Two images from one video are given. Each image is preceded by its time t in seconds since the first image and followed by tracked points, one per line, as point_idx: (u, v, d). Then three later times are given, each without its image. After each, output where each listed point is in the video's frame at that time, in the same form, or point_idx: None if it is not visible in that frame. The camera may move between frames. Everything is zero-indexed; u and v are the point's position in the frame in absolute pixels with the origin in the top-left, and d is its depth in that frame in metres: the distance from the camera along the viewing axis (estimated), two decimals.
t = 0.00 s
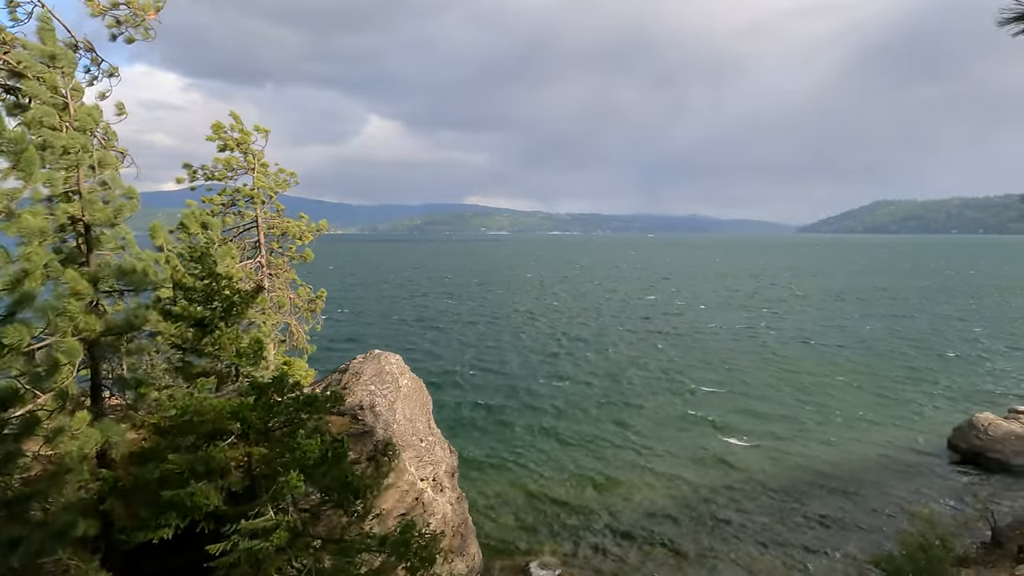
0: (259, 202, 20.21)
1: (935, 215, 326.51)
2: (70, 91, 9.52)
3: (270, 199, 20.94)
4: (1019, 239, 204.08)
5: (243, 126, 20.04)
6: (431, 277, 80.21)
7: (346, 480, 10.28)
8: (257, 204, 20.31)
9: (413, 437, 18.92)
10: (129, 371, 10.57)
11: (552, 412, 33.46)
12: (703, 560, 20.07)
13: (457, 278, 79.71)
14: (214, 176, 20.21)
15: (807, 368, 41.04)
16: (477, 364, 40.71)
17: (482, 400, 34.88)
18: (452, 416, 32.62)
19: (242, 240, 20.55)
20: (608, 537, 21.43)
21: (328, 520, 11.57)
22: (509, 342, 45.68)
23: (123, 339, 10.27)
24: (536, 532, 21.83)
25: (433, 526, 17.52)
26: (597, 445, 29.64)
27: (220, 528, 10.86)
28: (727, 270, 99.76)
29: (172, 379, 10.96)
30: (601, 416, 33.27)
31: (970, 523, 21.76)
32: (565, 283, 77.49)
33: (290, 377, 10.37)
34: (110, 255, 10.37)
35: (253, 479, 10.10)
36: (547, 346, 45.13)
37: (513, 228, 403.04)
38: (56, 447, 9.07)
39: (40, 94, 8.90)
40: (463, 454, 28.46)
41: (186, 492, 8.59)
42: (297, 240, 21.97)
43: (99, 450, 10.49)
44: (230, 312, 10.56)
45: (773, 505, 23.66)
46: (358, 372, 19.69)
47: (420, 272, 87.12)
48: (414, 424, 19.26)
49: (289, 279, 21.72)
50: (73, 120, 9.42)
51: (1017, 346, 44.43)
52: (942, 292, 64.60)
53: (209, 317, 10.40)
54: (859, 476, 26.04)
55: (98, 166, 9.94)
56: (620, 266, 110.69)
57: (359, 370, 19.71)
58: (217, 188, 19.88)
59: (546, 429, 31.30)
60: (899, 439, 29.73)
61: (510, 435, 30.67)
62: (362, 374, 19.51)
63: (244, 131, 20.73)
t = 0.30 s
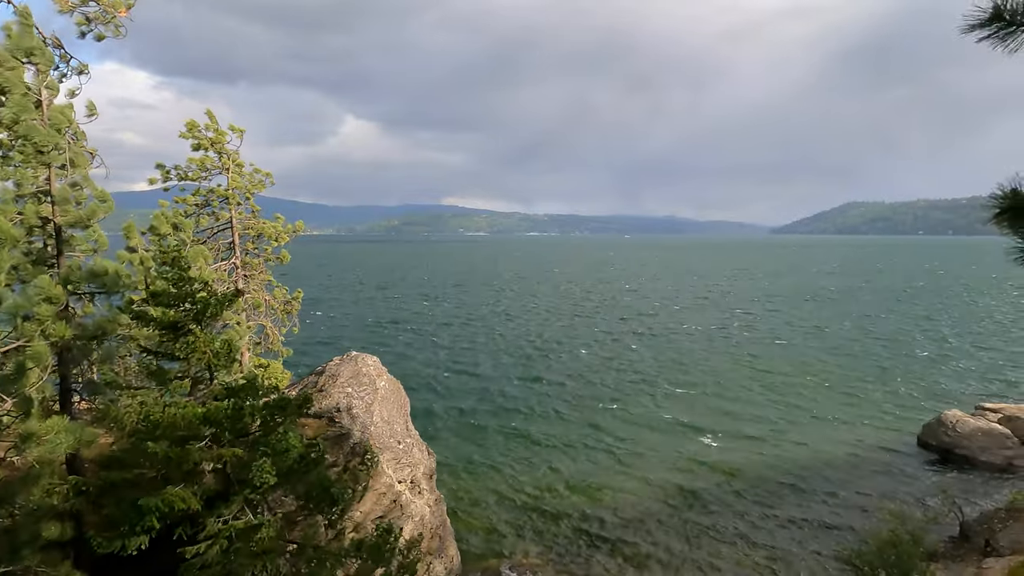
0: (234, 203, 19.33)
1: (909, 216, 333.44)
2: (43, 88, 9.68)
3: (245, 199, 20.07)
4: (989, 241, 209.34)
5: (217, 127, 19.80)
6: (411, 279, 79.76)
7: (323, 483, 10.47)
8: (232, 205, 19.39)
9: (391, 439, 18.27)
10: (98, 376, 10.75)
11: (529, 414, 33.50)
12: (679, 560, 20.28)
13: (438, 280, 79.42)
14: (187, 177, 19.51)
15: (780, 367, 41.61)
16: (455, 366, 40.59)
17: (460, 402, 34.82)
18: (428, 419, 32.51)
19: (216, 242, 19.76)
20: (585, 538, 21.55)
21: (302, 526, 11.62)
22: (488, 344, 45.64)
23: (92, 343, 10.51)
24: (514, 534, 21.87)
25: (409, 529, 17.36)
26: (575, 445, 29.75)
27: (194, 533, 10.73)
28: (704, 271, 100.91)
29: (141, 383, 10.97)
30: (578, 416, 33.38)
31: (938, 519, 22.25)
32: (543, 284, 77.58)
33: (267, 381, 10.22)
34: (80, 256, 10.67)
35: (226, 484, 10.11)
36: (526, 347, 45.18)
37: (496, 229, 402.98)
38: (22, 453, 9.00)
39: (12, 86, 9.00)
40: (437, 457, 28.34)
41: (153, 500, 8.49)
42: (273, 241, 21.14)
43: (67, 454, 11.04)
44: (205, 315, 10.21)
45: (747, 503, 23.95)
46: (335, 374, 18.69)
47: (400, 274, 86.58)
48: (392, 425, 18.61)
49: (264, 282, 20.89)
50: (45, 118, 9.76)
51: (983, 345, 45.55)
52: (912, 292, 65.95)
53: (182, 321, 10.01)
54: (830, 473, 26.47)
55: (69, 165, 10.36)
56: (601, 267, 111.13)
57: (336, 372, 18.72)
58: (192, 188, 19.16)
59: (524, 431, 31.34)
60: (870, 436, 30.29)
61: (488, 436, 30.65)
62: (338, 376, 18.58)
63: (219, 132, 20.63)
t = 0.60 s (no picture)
0: (207, 203, 18.49)
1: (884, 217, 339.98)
2: (15, 88, 9.93)
3: (218, 200, 19.29)
4: (960, 242, 214.46)
5: (189, 126, 19.07)
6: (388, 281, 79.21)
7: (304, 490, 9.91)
8: (205, 205, 18.58)
9: (367, 441, 17.82)
10: (66, 380, 11.02)
11: (506, 416, 33.51)
12: (658, 557, 20.45)
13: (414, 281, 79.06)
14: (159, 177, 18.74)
15: (754, 367, 42.17)
16: (432, 368, 40.48)
17: (436, 404, 34.73)
18: (404, 422, 32.37)
19: (188, 243, 18.93)
20: (564, 538, 21.64)
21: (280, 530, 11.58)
22: (466, 346, 45.58)
23: (62, 346, 10.84)
24: (492, 535, 21.89)
25: (387, 533, 16.63)
26: (552, 447, 29.83)
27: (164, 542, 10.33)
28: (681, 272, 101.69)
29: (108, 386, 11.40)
30: (555, 418, 33.48)
31: (907, 513, 22.75)
32: (521, 285, 77.67)
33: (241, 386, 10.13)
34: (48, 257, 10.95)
35: (202, 488, 9.82)
36: (504, 349, 45.18)
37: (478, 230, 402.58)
38: None
39: None
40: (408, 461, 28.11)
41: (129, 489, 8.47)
42: (247, 241, 20.36)
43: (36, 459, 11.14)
44: (179, 318, 10.17)
45: (722, 502, 24.23)
46: (310, 376, 18.35)
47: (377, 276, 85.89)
48: (369, 428, 18.23)
49: (238, 282, 20.01)
50: (13, 118, 9.91)
51: (950, 344, 46.68)
52: (883, 292, 67.33)
53: (156, 323, 10.03)
54: (803, 470, 26.87)
55: (38, 166, 10.67)
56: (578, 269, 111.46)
57: (312, 374, 18.38)
58: (164, 188, 18.39)
59: (502, 433, 31.37)
60: (840, 434, 30.79)
61: (464, 439, 30.61)
62: (314, 378, 18.15)
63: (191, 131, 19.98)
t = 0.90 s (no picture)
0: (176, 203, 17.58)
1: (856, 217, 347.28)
2: None
3: (187, 200, 18.44)
4: (928, 241, 219.81)
5: (157, 125, 18.33)
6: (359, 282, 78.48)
7: (276, 494, 9.54)
8: (174, 206, 17.70)
9: (342, 444, 17.05)
10: (28, 384, 10.04)
11: (480, 418, 33.38)
12: (633, 558, 20.42)
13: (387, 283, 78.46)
14: (125, 177, 17.75)
15: (723, 367, 42.67)
16: (406, 371, 40.20)
17: (410, 407, 34.48)
18: (376, 426, 32.08)
19: (157, 244, 17.91)
20: (540, 538, 21.61)
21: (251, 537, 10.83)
22: (440, 348, 45.39)
23: (21, 350, 9.94)
24: (464, 538, 21.70)
25: (362, 535, 16.11)
26: (527, 448, 29.84)
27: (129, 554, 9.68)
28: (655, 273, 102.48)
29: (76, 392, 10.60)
30: (529, 419, 33.49)
31: (875, 508, 23.11)
32: (496, 286, 77.58)
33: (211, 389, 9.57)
34: (9, 258, 10.06)
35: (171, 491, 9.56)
36: (479, 351, 45.09)
37: (457, 230, 401.48)
38: None
39: None
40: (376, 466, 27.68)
41: (80, 490, 8.02)
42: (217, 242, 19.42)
43: None
44: (146, 320, 9.69)
45: (695, 500, 24.41)
46: (283, 378, 17.42)
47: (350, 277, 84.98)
48: (343, 430, 17.34)
49: (208, 284, 18.95)
50: None
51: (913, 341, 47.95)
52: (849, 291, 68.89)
53: (120, 325, 9.61)
54: (773, 467, 27.22)
55: None
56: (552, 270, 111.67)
57: (285, 376, 17.45)
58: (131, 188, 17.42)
59: (476, 435, 31.29)
60: (806, 432, 31.29)
61: (438, 441, 30.42)
62: (287, 381, 17.35)
63: (159, 131, 19.55)
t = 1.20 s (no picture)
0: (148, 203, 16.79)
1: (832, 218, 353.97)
2: None
3: (159, 199, 17.64)
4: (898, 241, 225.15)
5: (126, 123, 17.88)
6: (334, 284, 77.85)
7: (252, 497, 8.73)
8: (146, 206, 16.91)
9: (319, 446, 16.74)
10: None
11: (455, 421, 33.15)
12: (609, 558, 20.41)
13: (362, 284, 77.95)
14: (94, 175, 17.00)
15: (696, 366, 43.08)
16: (381, 374, 39.84)
17: (385, 411, 34.10)
18: (349, 430, 31.64)
19: (128, 245, 17.02)
20: (519, 539, 21.61)
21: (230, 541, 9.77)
22: (416, 350, 45.12)
23: None
24: (439, 541, 21.52)
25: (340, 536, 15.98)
26: (504, 450, 29.77)
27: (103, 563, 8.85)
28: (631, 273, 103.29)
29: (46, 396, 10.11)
30: (505, 421, 33.38)
31: (848, 504, 23.46)
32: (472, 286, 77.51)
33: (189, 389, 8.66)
34: None
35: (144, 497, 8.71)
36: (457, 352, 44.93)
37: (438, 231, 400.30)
38: None
39: None
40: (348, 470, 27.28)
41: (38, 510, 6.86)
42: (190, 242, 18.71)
43: None
44: (120, 321, 8.85)
45: (671, 500, 24.51)
46: (259, 379, 16.86)
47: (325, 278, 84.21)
48: (321, 431, 17.02)
49: (181, 285, 18.32)
50: None
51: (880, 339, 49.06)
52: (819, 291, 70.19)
53: (92, 326, 8.75)
54: (747, 466, 27.47)
55: None
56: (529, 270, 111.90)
57: (261, 378, 16.89)
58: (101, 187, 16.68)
59: (454, 438, 31.17)
60: (777, 431, 31.70)
61: (415, 444, 30.20)
62: (263, 382, 16.78)
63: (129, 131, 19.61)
